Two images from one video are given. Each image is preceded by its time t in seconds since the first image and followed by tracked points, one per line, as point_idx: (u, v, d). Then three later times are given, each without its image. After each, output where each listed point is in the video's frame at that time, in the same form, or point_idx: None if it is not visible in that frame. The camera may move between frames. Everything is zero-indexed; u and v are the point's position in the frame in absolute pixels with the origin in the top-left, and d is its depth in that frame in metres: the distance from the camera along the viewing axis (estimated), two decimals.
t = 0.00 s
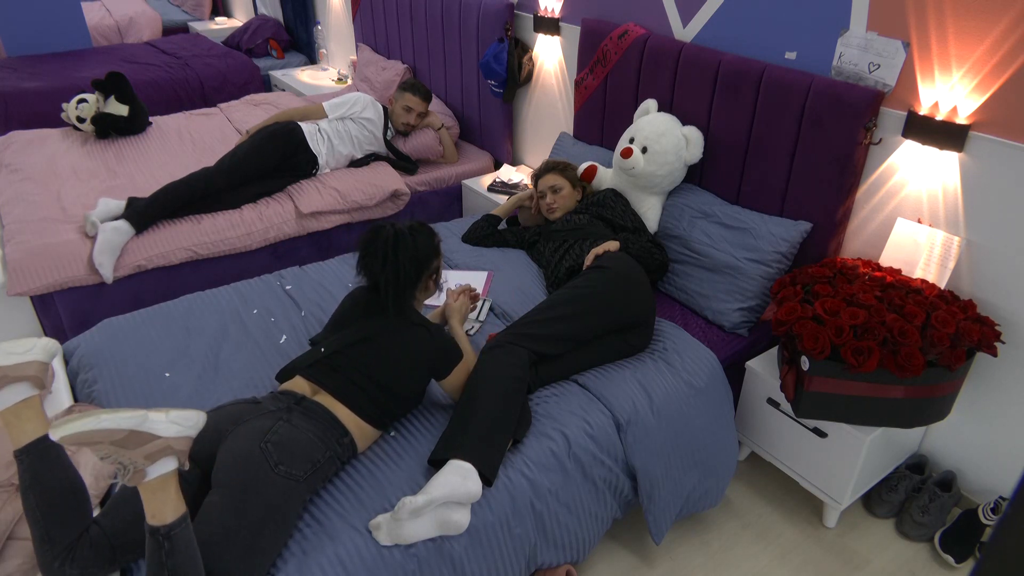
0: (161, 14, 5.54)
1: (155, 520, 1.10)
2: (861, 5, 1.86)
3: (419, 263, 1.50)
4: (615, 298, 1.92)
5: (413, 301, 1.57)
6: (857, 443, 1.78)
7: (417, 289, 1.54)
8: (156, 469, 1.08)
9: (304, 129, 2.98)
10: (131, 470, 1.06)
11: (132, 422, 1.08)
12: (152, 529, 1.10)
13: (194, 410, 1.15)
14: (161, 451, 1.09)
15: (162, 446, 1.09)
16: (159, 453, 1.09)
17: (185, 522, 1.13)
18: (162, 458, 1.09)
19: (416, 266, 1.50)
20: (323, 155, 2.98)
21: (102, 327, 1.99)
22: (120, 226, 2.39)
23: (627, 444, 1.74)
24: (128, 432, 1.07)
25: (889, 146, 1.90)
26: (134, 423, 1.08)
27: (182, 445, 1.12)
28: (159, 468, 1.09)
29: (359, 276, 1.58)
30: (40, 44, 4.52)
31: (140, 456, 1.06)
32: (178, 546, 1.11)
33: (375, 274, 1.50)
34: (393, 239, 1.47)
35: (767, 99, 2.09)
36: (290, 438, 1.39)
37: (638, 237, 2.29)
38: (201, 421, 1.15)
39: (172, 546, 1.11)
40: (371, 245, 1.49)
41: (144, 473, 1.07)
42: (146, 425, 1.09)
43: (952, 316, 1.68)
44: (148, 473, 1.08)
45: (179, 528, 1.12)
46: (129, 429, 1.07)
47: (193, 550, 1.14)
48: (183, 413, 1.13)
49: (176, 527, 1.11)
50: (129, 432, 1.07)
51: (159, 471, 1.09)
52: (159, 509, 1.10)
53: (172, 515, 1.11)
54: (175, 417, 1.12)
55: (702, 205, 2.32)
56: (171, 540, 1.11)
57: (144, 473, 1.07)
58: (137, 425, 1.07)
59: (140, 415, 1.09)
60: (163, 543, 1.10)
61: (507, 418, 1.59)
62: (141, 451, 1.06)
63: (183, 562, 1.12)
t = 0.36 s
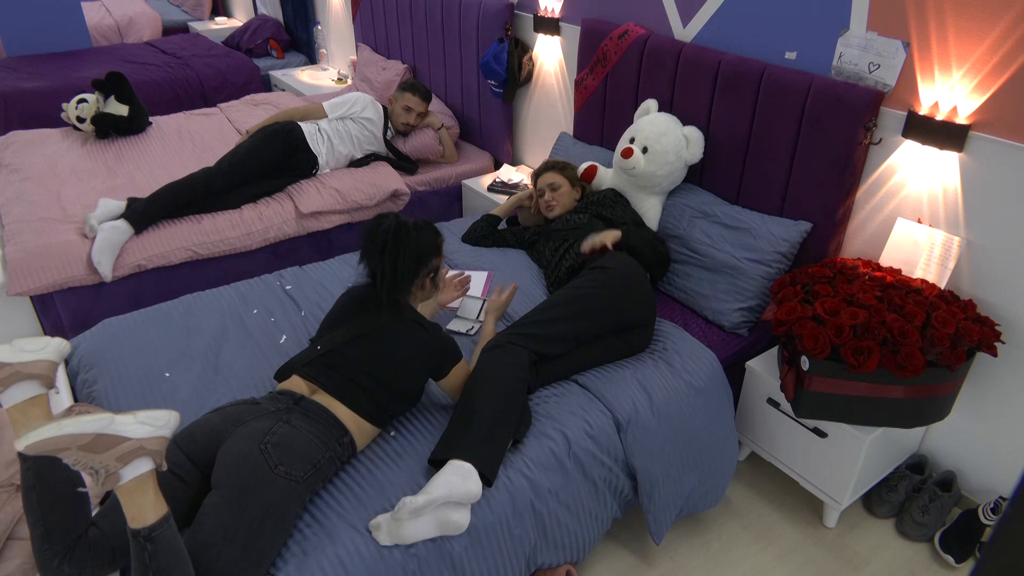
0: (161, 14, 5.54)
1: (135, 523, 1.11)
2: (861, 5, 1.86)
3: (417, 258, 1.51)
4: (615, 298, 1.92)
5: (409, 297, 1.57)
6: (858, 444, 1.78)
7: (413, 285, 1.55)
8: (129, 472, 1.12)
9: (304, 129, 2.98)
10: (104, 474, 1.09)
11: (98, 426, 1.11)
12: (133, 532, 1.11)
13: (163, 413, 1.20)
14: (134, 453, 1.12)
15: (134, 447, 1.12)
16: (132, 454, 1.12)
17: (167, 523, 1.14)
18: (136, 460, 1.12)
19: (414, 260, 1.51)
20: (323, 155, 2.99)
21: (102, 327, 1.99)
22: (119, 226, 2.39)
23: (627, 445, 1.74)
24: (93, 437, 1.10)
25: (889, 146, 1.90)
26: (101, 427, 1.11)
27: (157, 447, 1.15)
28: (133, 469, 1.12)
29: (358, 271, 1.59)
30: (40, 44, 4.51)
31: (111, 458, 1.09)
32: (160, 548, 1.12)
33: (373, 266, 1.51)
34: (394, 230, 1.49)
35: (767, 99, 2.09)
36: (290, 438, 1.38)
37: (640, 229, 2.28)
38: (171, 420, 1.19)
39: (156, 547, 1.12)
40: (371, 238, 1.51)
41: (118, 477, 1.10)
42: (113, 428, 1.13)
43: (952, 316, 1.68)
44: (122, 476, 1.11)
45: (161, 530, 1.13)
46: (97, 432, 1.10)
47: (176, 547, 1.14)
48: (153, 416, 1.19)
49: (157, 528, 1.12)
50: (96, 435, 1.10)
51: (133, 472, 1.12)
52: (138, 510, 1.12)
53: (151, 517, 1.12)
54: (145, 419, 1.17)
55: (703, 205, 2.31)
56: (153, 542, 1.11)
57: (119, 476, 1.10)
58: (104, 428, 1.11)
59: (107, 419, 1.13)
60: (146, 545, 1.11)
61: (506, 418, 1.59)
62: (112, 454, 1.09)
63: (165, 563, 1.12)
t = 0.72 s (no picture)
0: (161, 14, 5.54)
1: (93, 520, 1.11)
2: (861, 5, 1.86)
3: (374, 252, 1.48)
4: (615, 298, 1.92)
5: (380, 290, 1.56)
6: (858, 444, 1.78)
7: (380, 276, 1.53)
8: (76, 477, 1.10)
9: (304, 129, 2.98)
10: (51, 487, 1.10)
11: (24, 451, 1.09)
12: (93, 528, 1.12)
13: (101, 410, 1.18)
14: (72, 460, 1.10)
15: (70, 455, 1.10)
16: (70, 463, 1.10)
17: (126, 515, 1.15)
18: (80, 464, 1.11)
19: (371, 254, 1.48)
20: (323, 155, 2.99)
21: (102, 327, 1.99)
22: (118, 225, 2.39)
23: (627, 443, 1.74)
24: (21, 462, 1.09)
25: (889, 146, 1.90)
26: (24, 450, 1.09)
27: (93, 446, 1.13)
28: (79, 474, 1.11)
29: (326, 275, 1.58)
30: (40, 44, 4.51)
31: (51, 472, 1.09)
32: (121, 539, 1.13)
33: (336, 266, 1.49)
34: (344, 233, 1.46)
35: (767, 99, 2.09)
36: (279, 424, 1.39)
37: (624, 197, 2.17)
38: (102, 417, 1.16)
39: (116, 539, 1.13)
40: (328, 241, 1.49)
41: (67, 484, 1.10)
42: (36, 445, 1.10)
43: (952, 316, 1.68)
44: (70, 483, 1.10)
45: (117, 523, 1.13)
46: (26, 455, 1.09)
47: (139, 533, 1.16)
48: (85, 419, 1.15)
49: (114, 522, 1.13)
50: (22, 460, 1.08)
51: (78, 476, 1.10)
52: (93, 507, 1.11)
53: (106, 513, 1.12)
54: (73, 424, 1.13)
55: (703, 205, 2.31)
56: (111, 535, 1.12)
57: (67, 484, 1.10)
58: (30, 450, 1.09)
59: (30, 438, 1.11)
60: (106, 539, 1.12)
61: (506, 417, 1.59)
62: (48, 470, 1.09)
63: (127, 550, 1.14)
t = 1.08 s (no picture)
0: (161, 14, 5.54)
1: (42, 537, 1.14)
2: (861, 5, 1.86)
3: (313, 226, 1.54)
4: (616, 298, 1.92)
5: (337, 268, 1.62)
6: (858, 444, 1.78)
7: (328, 252, 1.57)
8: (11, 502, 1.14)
9: (304, 129, 2.98)
10: None
11: None
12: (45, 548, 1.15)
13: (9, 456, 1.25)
14: None
15: None
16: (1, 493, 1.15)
17: (71, 527, 1.16)
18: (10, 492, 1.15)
19: (313, 229, 1.54)
20: (323, 155, 2.99)
21: (102, 327, 1.99)
22: (117, 225, 2.39)
23: (627, 444, 1.74)
24: None
25: (890, 146, 1.90)
26: None
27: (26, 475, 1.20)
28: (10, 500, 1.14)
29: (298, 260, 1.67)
30: (40, 43, 4.51)
31: None
32: (78, 548, 1.16)
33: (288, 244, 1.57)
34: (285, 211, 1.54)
35: (767, 99, 2.09)
36: (222, 399, 1.41)
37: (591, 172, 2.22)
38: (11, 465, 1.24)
39: (73, 548, 1.15)
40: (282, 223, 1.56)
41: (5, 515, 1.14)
42: None
43: (952, 316, 1.68)
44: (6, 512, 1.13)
45: (68, 535, 1.15)
46: None
47: (99, 538, 1.18)
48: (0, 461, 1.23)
49: (63, 536, 1.15)
50: None
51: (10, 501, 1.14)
52: (40, 526, 1.14)
53: (52, 527, 1.14)
54: None
55: (703, 205, 2.31)
56: (66, 548, 1.15)
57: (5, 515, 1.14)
58: None
59: None
60: (65, 553, 1.15)
61: (507, 417, 1.59)
62: None
63: (91, 557, 1.16)
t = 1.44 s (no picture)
0: (161, 14, 5.54)
1: (52, 550, 1.15)
2: (861, 5, 1.86)
3: (307, 220, 1.56)
4: (616, 298, 1.92)
5: (329, 265, 1.62)
6: (858, 444, 1.78)
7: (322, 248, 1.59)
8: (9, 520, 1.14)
9: (304, 129, 2.98)
10: None
11: None
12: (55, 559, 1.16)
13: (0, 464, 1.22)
14: None
15: None
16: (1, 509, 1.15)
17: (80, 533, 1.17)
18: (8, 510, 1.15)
19: (311, 222, 1.56)
20: (323, 155, 2.99)
21: (102, 327, 1.99)
22: (117, 225, 2.38)
23: (627, 444, 1.74)
24: None
25: (890, 146, 1.90)
26: None
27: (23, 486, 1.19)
28: (13, 515, 1.15)
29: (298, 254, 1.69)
30: (40, 43, 4.51)
31: None
32: (91, 551, 1.17)
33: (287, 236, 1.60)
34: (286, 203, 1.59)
35: (767, 98, 2.09)
36: (201, 391, 1.41)
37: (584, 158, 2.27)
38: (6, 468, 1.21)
39: (86, 552, 1.17)
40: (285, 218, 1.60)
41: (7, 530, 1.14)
42: None
43: (953, 316, 1.68)
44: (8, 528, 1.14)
45: (78, 541, 1.17)
46: None
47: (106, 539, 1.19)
48: None
49: (74, 542, 1.16)
50: None
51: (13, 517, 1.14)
52: (45, 540, 1.14)
53: (59, 537, 1.15)
54: None
55: (703, 205, 2.31)
56: (79, 554, 1.16)
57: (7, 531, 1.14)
58: None
59: None
60: (77, 558, 1.16)
61: (507, 417, 1.59)
62: None
63: (103, 560, 1.18)
